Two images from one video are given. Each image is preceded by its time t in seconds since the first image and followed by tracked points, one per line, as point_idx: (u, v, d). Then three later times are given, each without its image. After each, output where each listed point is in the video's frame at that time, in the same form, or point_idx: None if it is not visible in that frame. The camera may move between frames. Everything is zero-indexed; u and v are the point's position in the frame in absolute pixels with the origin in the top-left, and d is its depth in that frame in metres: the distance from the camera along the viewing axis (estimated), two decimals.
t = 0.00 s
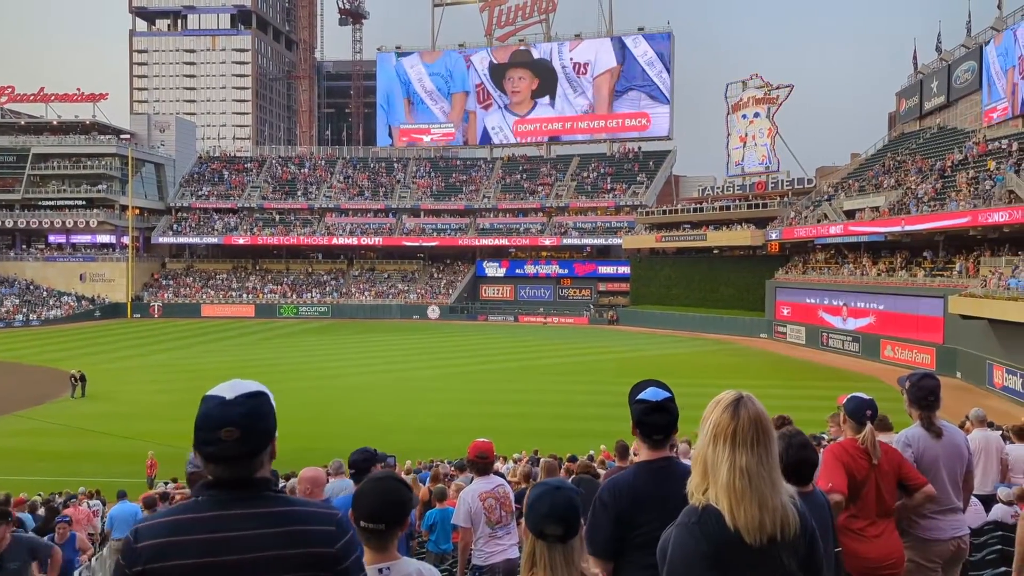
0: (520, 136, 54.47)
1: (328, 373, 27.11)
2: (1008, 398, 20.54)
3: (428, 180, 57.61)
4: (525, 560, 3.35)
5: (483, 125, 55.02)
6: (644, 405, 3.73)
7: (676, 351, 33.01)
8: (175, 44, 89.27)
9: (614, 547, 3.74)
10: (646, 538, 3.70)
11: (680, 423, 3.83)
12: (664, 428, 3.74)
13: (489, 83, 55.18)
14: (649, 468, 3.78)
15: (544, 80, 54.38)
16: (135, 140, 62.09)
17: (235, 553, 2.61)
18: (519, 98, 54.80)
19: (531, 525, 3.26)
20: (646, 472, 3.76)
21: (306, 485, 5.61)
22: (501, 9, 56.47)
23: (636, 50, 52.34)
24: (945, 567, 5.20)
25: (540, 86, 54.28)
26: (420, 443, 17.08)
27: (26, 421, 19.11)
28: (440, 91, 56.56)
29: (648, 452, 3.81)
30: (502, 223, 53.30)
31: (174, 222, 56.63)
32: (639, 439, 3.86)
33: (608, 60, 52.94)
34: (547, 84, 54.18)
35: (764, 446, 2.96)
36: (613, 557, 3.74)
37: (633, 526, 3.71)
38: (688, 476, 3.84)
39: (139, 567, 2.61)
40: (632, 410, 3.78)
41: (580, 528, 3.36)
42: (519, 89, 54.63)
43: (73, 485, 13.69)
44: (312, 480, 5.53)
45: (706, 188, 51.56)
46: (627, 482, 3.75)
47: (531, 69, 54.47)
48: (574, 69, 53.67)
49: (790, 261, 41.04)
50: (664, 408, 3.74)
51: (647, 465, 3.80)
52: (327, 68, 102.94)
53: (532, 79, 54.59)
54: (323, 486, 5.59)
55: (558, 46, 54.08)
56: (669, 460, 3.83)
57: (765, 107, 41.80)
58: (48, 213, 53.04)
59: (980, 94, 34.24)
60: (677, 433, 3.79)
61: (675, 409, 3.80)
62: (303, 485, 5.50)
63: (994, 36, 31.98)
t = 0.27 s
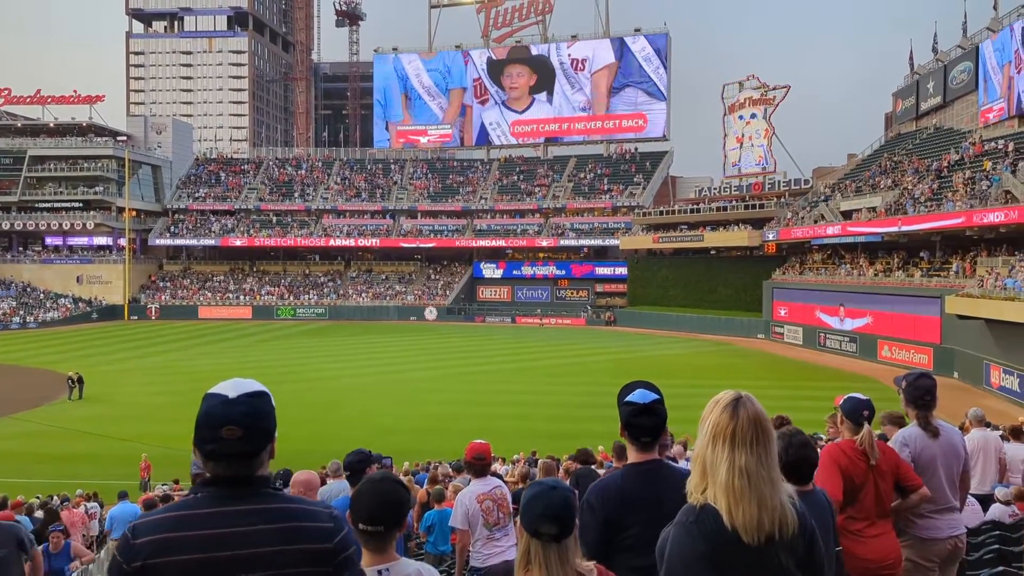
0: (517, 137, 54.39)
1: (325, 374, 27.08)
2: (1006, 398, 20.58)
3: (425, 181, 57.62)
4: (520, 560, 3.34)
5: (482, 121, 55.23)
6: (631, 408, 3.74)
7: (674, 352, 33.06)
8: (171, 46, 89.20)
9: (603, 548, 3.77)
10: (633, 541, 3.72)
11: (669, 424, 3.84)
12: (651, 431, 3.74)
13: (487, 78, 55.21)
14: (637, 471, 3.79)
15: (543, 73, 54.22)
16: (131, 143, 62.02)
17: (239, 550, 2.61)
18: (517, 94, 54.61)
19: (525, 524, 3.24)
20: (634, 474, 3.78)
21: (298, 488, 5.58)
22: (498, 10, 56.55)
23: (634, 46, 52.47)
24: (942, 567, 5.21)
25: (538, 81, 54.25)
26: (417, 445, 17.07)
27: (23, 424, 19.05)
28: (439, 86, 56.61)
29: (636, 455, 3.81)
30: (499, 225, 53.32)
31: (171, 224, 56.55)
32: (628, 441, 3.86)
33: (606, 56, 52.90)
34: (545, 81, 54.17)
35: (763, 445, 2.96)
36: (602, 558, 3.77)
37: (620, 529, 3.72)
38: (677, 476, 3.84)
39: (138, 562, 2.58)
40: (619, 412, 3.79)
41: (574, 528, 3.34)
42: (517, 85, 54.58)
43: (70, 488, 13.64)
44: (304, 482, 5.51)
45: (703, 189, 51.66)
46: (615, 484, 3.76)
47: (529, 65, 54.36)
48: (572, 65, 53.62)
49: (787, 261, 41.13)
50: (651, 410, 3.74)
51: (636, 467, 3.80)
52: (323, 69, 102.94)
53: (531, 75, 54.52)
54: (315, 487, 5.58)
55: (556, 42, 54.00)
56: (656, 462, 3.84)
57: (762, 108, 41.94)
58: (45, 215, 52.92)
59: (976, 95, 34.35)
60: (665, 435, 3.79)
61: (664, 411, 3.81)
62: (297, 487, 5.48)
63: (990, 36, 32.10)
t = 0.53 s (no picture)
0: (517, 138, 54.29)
1: (325, 376, 27.07)
2: (1005, 398, 20.59)
3: (424, 182, 57.65)
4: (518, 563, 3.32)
5: (466, 130, 55.35)
6: (623, 409, 3.77)
7: (674, 353, 33.07)
8: (171, 48, 89.22)
9: (595, 550, 3.79)
10: (623, 543, 3.73)
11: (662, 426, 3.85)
12: (643, 432, 3.76)
13: (473, 88, 55.39)
14: (629, 473, 3.79)
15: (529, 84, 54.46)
16: (131, 144, 62.06)
17: (218, 548, 2.60)
18: (504, 105, 54.77)
19: (525, 527, 3.23)
20: (626, 477, 3.78)
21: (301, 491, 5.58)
22: (498, 12, 56.61)
23: (619, 58, 52.74)
24: (941, 566, 5.23)
25: (523, 93, 54.50)
26: (418, 446, 17.07)
27: (23, 426, 19.04)
28: (423, 96, 56.85)
29: (629, 456, 3.82)
30: (499, 226, 53.35)
31: (171, 225, 56.58)
32: (622, 442, 3.87)
33: (590, 67, 53.28)
34: (530, 91, 54.39)
35: (762, 445, 2.97)
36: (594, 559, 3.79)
37: (611, 532, 3.74)
38: (671, 477, 3.84)
39: (117, 566, 2.62)
40: (611, 414, 3.82)
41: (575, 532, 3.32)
42: (504, 96, 54.75)
43: (70, 490, 13.63)
44: (306, 485, 5.52)
45: (703, 190, 51.71)
46: (608, 486, 3.77)
47: (516, 77, 54.50)
48: (556, 77, 53.80)
49: (787, 262, 41.19)
50: (642, 412, 3.77)
51: (629, 469, 3.81)
52: (323, 71, 102.95)
53: (518, 87, 54.70)
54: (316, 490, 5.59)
55: (542, 53, 54.12)
56: (649, 464, 3.84)
57: (761, 109, 42.01)
58: (45, 217, 52.91)
59: (975, 96, 34.41)
60: (657, 436, 3.80)
61: (656, 412, 3.83)
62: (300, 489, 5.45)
63: (989, 37, 32.15)
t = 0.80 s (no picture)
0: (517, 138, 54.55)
1: (326, 376, 27.07)
2: (1006, 397, 20.57)
3: (424, 182, 57.66)
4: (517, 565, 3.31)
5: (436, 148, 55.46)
6: (623, 408, 3.78)
7: (674, 353, 33.07)
8: (171, 48, 89.19)
9: (594, 549, 3.79)
10: (623, 543, 3.72)
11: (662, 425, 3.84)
12: (644, 431, 3.76)
13: (443, 108, 55.82)
14: (629, 472, 3.79)
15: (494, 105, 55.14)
16: (131, 145, 62.07)
17: (194, 552, 2.60)
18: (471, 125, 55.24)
19: (526, 530, 3.21)
20: (626, 476, 3.77)
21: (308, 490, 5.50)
22: (498, 12, 56.59)
23: (584, 82, 53.52)
24: (941, 565, 5.24)
25: (492, 114, 55.03)
26: (418, 446, 17.06)
27: (24, 426, 19.06)
28: (390, 114, 56.97)
29: (630, 455, 3.82)
30: (499, 226, 53.34)
31: (171, 225, 56.59)
32: (622, 441, 3.87)
33: (556, 91, 54.14)
34: (498, 112, 54.97)
35: (764, 444, 2.97)
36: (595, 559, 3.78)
37: (611, 531, 3.74)
38: (671, 477, 3.84)
39: (91, 568, 2.64)
40: (612, 413, 3.83)
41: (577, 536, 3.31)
42: (472, 117, 55.20)
43: (70, 490, 13.63)
44: (314, 484, 5.43)
45: (703, 190, 51.70)
46: (608, 486, 3.77)
47: (484, 98, 55.21)
48: (524, 99, 54.67)
49: (787, 261, 41.21)
50: (642, 411, 3.78)
51: (631, 469, 3.80)
52: (323, 71, 102.91)
53: (486, 108, 55.29)
54: (326, 489, 5.49)
55: (511, 75, 55.00)
56: (649, 464, 3.84)
57: (761, 108, 42.02)
58: (45, 217, 52.93)
59: (974, 95, 34.43)
60: (658, 436, 3.80)
61: (657, 411, 3.83)
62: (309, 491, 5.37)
63: (989, 37, 32.14)
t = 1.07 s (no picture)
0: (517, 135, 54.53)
1: (328, 373, 27.10)
2: (1007, 393, 20.56)
3: (425, 180, 57.65)
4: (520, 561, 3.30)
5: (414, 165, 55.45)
6: (631, 403, 3.76)
7: (675, 350, 33.09)
8: (171, 45, 89.11)
9: (603, 545, 3.79)
10: (630, 539, 3.74)
11: (671, 419, 3.83)
12: (652, 425, 3.76)
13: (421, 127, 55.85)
14: (638, 466, 3.80)
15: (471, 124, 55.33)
16: (131, 143, 62.03)
17: (174, 549, 2.62)
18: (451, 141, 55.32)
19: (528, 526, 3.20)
20: (635, 471, 3.78)
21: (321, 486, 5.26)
22: (498, 8, 56.50)
23: (562, 102, 53.68)
24: (944, 560, 5.26)
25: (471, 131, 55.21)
26: (420, 443, 17.08)
27: (26, 424, 19.11)
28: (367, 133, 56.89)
29: (639, 450, 3.82)
30: (499, 223, 53.32)
31: (172, 223, 56.66)
32: (630, 436, 3.87)
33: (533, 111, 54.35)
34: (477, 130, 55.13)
35: (771, 435, 3.00)
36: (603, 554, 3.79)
37: (619, 526, 3.75)
38: (679, 472, 3.85)
39: (73, 562, 2.65)
40: (620, 407, 3.81)
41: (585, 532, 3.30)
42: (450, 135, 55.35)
43: (72, 488, 13.67)
44: (326, 480, 5.18)
45: (704, 187, 51.65)
46: (617, 480, 3.77)
47: (462, 116, 55.36)
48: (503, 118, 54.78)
49: (788, 258, 41.21)
50: (650, 406, 3.76)
51: (639, 463, 3.81)
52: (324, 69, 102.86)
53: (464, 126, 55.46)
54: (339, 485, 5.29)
55: (489, 94, 55.23)
56: (658, 459, 3.85)
57: (762, 105, 42.00)
58: (45, 216, 52.95)
59: (976, 91, 34.36)
60: (666, 430, 3.80)
61: (665, 406, 3.82)
62: (321, 486, 5.18)
63: (990, 33, 32.07)
